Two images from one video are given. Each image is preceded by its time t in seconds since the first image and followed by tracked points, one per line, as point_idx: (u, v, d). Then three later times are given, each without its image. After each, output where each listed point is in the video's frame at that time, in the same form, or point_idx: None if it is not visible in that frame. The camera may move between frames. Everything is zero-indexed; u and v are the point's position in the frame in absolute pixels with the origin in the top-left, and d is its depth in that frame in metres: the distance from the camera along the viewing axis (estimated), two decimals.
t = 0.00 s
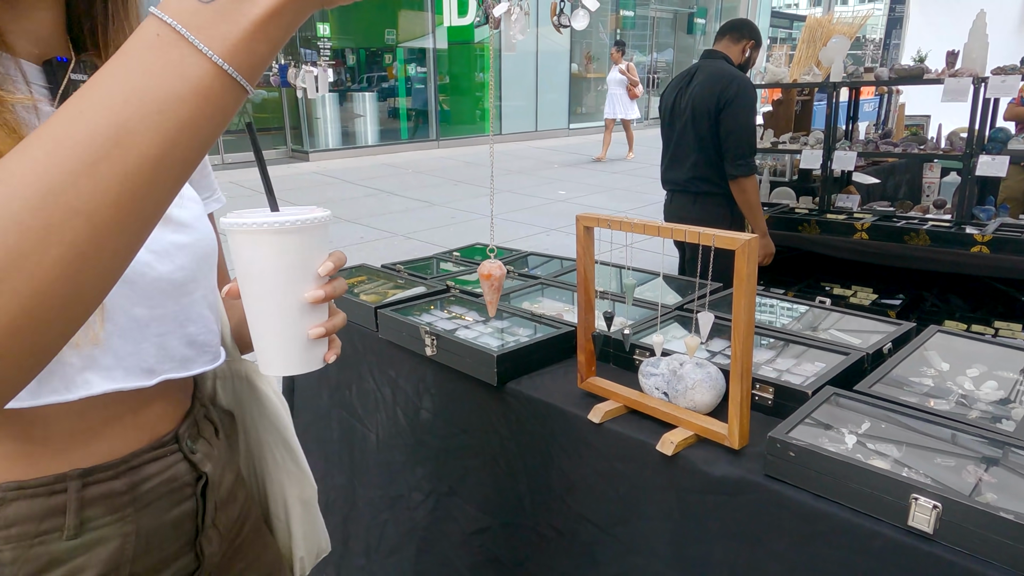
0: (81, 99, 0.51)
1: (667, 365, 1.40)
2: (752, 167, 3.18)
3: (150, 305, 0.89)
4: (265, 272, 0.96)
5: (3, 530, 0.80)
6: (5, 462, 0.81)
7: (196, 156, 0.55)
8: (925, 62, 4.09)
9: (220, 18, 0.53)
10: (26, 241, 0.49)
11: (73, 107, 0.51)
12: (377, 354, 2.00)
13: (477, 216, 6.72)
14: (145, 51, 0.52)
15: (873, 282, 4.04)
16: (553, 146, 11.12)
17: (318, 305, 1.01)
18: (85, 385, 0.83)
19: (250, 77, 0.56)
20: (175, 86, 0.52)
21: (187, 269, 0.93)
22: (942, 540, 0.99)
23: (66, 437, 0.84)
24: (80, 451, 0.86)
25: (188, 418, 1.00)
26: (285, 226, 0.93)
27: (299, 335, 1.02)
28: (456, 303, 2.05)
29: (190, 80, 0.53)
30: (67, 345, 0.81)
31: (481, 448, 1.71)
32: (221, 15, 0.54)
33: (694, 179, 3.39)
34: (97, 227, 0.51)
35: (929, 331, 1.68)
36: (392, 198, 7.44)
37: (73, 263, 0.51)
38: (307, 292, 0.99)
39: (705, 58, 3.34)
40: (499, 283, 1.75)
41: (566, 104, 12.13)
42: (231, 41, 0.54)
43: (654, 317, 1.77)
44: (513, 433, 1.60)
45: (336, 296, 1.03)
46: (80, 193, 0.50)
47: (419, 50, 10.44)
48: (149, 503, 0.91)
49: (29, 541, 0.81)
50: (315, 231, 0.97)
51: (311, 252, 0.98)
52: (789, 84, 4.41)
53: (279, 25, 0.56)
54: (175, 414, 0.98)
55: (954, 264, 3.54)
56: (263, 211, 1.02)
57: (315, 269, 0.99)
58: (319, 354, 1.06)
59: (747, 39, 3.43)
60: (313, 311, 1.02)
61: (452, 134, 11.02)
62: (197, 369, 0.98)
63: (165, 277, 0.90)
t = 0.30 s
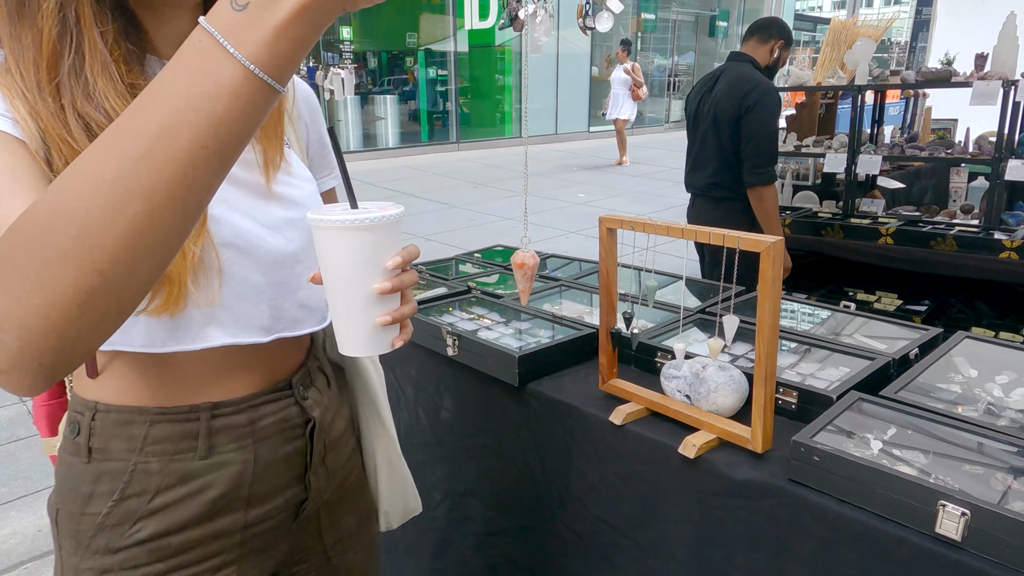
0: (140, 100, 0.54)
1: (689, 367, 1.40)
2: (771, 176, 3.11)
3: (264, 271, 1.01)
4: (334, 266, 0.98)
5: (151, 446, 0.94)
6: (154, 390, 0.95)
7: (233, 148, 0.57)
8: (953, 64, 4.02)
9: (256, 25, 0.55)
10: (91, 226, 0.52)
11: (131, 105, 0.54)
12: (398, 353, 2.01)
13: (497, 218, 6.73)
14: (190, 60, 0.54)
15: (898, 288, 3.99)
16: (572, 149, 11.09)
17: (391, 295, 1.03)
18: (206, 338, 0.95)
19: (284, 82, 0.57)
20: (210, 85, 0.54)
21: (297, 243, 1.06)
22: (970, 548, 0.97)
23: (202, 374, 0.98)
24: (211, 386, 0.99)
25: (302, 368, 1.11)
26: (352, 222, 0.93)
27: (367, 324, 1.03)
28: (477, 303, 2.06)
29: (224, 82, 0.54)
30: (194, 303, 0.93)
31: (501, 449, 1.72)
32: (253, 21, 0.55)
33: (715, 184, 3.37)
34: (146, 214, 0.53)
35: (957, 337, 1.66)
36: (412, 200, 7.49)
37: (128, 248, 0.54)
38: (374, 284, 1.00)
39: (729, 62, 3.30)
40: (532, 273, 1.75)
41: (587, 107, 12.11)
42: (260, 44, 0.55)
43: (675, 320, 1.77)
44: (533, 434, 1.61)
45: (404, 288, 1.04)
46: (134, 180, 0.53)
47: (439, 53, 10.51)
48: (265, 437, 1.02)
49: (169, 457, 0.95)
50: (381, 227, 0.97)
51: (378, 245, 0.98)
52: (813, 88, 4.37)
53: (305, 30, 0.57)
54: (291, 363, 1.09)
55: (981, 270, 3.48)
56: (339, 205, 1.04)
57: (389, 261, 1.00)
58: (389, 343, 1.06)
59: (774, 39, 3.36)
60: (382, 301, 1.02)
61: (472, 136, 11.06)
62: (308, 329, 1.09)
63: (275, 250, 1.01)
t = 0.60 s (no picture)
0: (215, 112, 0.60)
1: (707, 377, 1.39)
2: (780, 186, 3.06)
3: (326, 268, 1.05)
4: (367, 274, 1.00)
5: (228, 415, 0.99)
6: (231, 365, 1.00)
7: (290, 149, 0.62)
8: (977, 73, 3.98)
9: (305, 49, 0.60)
10: (172, 212, 0.59)
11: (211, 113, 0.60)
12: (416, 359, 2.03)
13: (514, 225, 6.74)
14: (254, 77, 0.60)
15: (921, 298, 3.93)
16: (590, 157, 11.06)
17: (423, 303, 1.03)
18: (271, 325, 1.00)
19: (333, 97, 0.62)
20: (270, 97, 0.59)
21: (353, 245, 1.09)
22: (993, 564, 0.96)
23: (269, 355, 1.01)
24: (280, 364, 1.02)
25: (363, 352, 1.13)
26: (378, 235, 0.94)
27: (397, 327, 1.03)
28: (494, 311, 2.06)
29: (280, 96, 0.59)
30: (262, 297, 0.98)
31: (517, 457, 1.72)
32: (305, 44, 0.60)
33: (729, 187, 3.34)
34: (214, 202, 0.60)
35: (980, 349, 1.63)
36: (430, 207, 7.52)
37: (198, 233, 0.60)
38: (403, 291, 1.00)
39: (751, 70, 3.26)
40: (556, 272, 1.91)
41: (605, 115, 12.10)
42: (310, 63, 0.59)
43: (693, 329, 1.76)
44: (549, 442, 1.61)
45: (436, 294, 1.03)
46: (211, 173, 0.59)
47: (458, 62, 10.57)
48: (325, 413, 1.05)
49: (242, 426, 0.99)
50: (411, 238, 0.97)
51: (409, 254, 0.99)
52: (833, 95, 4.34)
53: (351, 54, 0.61)
54: (352, 346, 1.11)
55: (1007, 281, 3.42)
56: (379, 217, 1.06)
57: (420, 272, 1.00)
58: (422, 347, 1.08)
59: (801, 45, 3.31)
60: (411, 306, 1.03)
61: (490, 144, 11.10)
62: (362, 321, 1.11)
63: (338, 249, 1.05)
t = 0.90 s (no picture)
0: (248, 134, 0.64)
1: (725, 393, 1.39)
2: (798, 205, 3.02)
3: (348, 272, 1.05)
4: (377, 277, 1.01)
5: (252, 418, 1.00)
6: (254, 370, 1.01)
7: (315, 165, 0.65)
8: (1000, 88, 3.94)
9: (328, 76, 0.63)
10: (211, 228, 0.62)
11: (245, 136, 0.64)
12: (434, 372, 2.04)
13: (530, 239, 6.75)
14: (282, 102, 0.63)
15: (943, 315, 3.87)
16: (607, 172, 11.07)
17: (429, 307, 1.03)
18: (294, 328, 1.01)
19: (352, 119, 0.65)
20: (295, 121, 0.63)
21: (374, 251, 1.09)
22: None
23: (288, 363, 1.02)
24: (301, 368, 1.03)
25: (383, 360, 1.14)
26: (387, 237, 0.95)
27: (404, 330, 1.03)
28: (511, 324, 2.07)
29: (305, 120, 0.63)
30: (285, 301, 0.99)
31: (534, 471, 1.71)
32: (328, 75, 0.63)
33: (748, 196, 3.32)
34: (249, 217, 0.63)
35: (1004, 367, 1.61)
36: (447, 221, 7.56)
37: (231, 246, 0.63)
38: (409, 293, 1.00)
39: (788, 86, 3.20)
40: (571, 272, 1.85)
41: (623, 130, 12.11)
42: (333, 91, 0.63)
43: (711, 344, 1.75)
44: (566, 457, 1.60)
45: (443, 298, 1.03)
46: (245, 190, 0.62)
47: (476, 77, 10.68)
48: (344, 419, 1.05)
49: (264, 429, 1.00)
50: (418, 241, 0.98)
51: (417, 257, 0.99)
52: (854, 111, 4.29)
53: (369, 82, 0.64)
54: (374, 353, 1.12)
55: None
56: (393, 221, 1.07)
57: (427, 275, 1.01)
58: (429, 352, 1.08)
59: (844, 67, 3.21)
60: (417, 309, 1.03)
61: (508, 158, 11.16)
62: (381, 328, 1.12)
63: (360, 253, 1.06)
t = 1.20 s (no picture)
0: (257, 160, 0.66)
1: (744, 415, 1.38)
2: (850, 220, 2.85)
3: (348, 287, 1.06)
4: (387, 289, 1.02)
5: (248, 436, 1.01)
6: (254, 388, 1.03)
7: (320, 194, 0.67)
8: (1023, 107, 3.91)
9: (339, 106, 0.65)
10: (215, 254, 0.64)
11: (252, 163, 0.66)
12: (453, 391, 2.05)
13: (547, 257, 6.76)
14: (291, 129, 0.66)
15: (967, 338, 3.81)
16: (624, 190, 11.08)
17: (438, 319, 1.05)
18: (294, 343, 1.02)
19: (359, 148, 0.67)
20: (306, 149, 0.65)
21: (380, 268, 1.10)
22: None
23: (292, 380, 1.04)
24: (299, 389, 1.04)
25: (385, 383, 1.15)
26: (400, 247, 0.97)
27: (412, 342, 1.04)
28: (529, 343, 2.08)
29: (315, 149, 0.65)
30: (286, 316, 1.00)
31: (551, 491, 1.71)
32: (338, 103, 0.65)
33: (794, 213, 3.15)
34: (253, 243, 0.65)
35: None
36: (464, 238, 7.60)
37: (239, 269, 0.65)
38: (419, 305, 1.02)
39: (842, 105, 3.07)
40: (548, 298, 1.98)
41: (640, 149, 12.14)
42: (342, 119, 0.65)
43: (729, 365, 1.75)
44: (584, 477, 1.60)
45: (452, 311, 1.04)
46: (249, 218, 0.64)
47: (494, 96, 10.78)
48: (341, 441, 1.06)
49: (259, 448, 1.01)
50: (430, 252, 1.00)
51: (427, 269, 1.01)
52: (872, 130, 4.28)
53: (378, 111, 0.67)
54: (375, 377, 1.13)
55: None
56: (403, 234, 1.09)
57: (438, 287, 1.02)
58: (434, 365, 1.08)
59: (898, 92, 3.18)
60: (427, 321, 1.04)
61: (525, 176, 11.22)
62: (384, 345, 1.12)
63: (364, 270, 1.07)
